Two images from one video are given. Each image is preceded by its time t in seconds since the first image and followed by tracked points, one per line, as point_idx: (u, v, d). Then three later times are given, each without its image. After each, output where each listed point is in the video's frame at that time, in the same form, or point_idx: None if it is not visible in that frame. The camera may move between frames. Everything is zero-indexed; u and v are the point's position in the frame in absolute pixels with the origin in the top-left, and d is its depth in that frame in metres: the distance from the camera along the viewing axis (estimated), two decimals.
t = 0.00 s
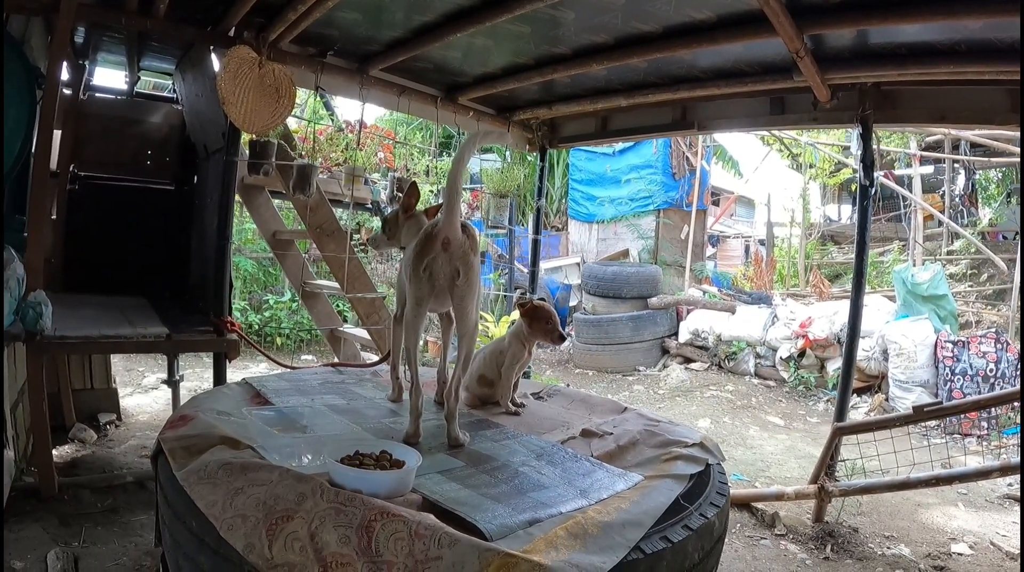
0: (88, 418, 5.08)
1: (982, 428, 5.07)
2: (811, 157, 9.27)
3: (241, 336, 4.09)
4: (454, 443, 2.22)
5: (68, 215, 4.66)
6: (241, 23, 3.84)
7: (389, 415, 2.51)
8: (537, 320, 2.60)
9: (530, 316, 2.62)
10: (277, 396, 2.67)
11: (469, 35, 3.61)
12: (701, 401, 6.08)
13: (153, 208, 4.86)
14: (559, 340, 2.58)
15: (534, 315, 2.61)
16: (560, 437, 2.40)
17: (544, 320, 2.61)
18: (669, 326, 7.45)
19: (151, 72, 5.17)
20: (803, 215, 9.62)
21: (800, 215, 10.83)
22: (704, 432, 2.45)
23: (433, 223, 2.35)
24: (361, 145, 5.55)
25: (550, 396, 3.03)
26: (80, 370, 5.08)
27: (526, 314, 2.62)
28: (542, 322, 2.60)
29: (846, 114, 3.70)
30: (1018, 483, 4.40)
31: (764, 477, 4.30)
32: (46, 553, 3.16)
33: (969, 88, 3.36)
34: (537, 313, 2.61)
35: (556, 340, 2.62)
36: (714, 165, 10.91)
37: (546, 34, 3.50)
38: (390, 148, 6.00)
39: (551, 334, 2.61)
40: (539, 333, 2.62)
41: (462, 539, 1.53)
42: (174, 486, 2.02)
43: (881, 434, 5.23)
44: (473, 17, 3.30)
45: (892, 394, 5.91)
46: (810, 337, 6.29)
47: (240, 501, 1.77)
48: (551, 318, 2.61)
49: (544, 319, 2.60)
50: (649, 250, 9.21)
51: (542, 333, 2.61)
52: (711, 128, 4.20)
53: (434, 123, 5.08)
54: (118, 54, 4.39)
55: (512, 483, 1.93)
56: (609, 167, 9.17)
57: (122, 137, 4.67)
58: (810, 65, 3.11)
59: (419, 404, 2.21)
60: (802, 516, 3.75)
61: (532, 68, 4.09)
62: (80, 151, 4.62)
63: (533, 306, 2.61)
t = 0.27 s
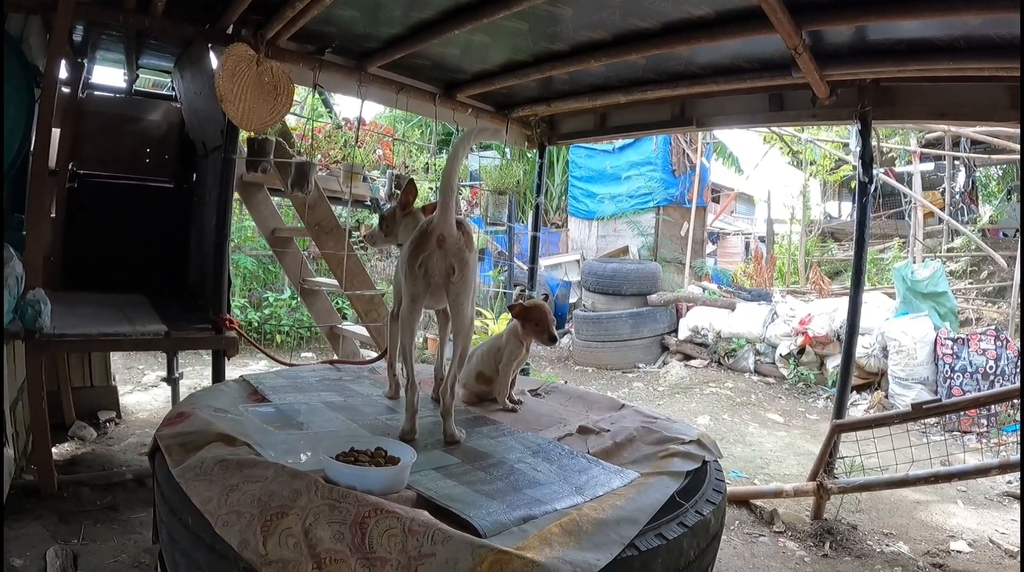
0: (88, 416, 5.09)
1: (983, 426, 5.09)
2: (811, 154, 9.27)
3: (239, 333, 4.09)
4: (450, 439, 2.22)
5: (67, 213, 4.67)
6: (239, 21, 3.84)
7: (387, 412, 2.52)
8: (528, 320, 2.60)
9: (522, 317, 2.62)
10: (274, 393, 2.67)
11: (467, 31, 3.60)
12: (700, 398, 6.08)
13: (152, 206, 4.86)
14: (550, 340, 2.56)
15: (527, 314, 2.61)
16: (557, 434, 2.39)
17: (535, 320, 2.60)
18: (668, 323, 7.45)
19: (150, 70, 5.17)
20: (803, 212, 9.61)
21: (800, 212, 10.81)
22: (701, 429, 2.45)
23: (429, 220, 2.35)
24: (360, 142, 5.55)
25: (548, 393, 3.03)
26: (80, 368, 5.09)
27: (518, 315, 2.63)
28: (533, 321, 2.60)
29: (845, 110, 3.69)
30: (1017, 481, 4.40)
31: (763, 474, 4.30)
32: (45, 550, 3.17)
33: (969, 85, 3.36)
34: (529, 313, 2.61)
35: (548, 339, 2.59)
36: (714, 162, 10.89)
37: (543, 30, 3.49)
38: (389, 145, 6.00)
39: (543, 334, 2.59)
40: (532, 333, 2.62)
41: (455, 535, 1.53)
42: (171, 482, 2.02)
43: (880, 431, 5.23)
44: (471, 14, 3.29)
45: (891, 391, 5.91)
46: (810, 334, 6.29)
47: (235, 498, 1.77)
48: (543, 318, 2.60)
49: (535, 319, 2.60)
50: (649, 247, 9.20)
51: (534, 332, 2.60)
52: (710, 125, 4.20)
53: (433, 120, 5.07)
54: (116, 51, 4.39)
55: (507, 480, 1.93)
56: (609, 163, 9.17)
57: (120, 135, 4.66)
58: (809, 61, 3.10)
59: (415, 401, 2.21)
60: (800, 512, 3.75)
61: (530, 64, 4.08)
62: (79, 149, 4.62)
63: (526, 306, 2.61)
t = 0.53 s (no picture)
0: (89, 415, 5.10)
1: (984, 423, 5.12)
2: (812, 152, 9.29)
3: (239, 332, 4.09)
4: (447, 437, 2.22)
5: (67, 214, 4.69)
6: (237, 20, 3.83)
7: (385, 410, 2.52)
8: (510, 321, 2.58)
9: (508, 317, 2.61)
10: (273, 392, 2.67)
11: (465, 29, 3.59)
12: (701, 396, 6.07)
13: (151, 206, 4.86)
14: (528, 340, 2.50)
15: (512, 312, 2.58)
16: (555, 432, 2.39)
17: (514, 320, 2.56)
18: (669, 321, 7.44)
19: (149, 70, 5.18)
20: (804, 209, 9.59)
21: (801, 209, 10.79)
22: (700, 426, 2.44)
23: (425, 218, 2.35)
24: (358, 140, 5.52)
25: (547, 390, 3.02)
26: (82, 368, 5.09)
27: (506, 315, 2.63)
28: (516, 319, 2.55)
29: (844, 106, 3.68)
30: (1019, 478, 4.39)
31: (764, 471, 4.29)
32: (45, 549, 3.17)
33: (968, 80, 3.35)
34: (512, 313, 2.58)
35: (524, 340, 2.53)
36: (715, 160, 10.87)
37: (541, 28, 3.48)
38: (389, 144, 6.00)
39: (523, 333, 2.54)
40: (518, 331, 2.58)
41: (449, 533, 1.53)
42: (168, 481, 2.02)
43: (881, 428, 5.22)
44: (469, 12, 3.28)
45: (893, 388, 5.90)
46: (811, 331, 6.29)
47: (231, 496, 1.77)
48: (526, 316, 2.54)
49: (514, 319, 2.56)
50: (649, 244, 9.14)
51: (517, 330, 2.56)
52: (709, 122, 4.19)
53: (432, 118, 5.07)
54: (115, 52, 4.39)
55: (503, 477, 1.92)
56: (610, 161, 9.16)
57: (120, 135, 4.66)
58: (807, 56, 3.09)
59: (412, 399, 2.21)
60: (801, 510, 3.74)
61: (529, 62, 4.07)
62: (79, 149, 4.63)
63: (514, 305, 2.57)
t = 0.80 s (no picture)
0: (93, 417, 5.12)
1: (987, 418, 5.08)
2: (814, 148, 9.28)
3: (242, 333, 4.11)
4: (450, 436, 2.23)
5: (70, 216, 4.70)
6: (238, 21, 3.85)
7: (388, 409, 2.53)
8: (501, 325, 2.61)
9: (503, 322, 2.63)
10: (276, 392, 2.68)
11: (466, 29, 3.60)
12: (704, 393, 6.07)
13: (153, 208, 4.88)
14: (510, 345, 2.52)
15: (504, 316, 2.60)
16: (557, 430, 2.40)
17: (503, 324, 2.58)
18: (672, 318, 7.43)
19: (150, 72, 5.19)
20: (806, 205, 9.58)
21: (803, 205, 10.78)
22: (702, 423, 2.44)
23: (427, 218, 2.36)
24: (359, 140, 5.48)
25: (550, 388, 3.03)
26: (86, 370, 5.11)
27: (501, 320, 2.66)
28: (504, 324, 2.58)
29: (845, 103, 3.68)
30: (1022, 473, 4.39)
31: (767, 468, 4.29)
32: (52, 550, 3.20)
33: (969, 76, 3.35)
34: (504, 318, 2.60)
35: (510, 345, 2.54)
36: (717, 157, 10.86)
37: (542, 27, 3.49)
38: (390, 143, 6.01)
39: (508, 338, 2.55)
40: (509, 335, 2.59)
41: (452, 531, 1.54)
42: (173, 481, 2.04)
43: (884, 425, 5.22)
44: (469, 11, 3.29)
45: (896, 384, 5.89)
46: (813, 328, 6.29)
47: (236, 495, 1.79)
48: (512, 321, 2.55)
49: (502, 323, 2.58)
50: (652, 242, 9.19)
51: (505, 334, 2.57)
52: (710, 119, 4.19)
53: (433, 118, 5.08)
54: (117, 54, 4.41)
55: (506, 475, 1.93)
56: (611, 159, 9.10)
57: (122, 137, 4.72)
58: (807, 53, 3.09)
59: (415, 398, 2.22)
60: (804, 506, 3.74)
61: (529, 61, 4.08)
62: (80, 152, 4.66)
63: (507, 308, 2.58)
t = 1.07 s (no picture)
0: (96, 420, 5.13)
1: (990, 413, 5.07)
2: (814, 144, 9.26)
3: (243, 335, 4.12)
4: (449, 435, 2.22)
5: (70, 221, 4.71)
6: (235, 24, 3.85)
7: (387, 410, 2.53)
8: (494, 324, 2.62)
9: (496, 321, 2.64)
10: (276, 393, 2.68)
11: (462, 28, 3.60)
12: (706, 390, 6.06)
13: (153, 210, 4.88)
14: (499, 343, 2.53)
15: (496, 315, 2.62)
16: (556, 428, 2.39)
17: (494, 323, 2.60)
18: (674, 315, 7.42)
19: (149, 76, 5.20)
20: (807, 201, 9.56)
21: (804, 201, 10.76)
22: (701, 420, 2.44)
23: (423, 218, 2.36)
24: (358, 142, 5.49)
25: (550, 387, 3.02)
26: (88, 374, 5.12)
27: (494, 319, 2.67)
28: (496, 322, 2.59)
29: (843, 98, 3.67)
30: None
31: (769, 465, 4.28)
32: (55, 553, 3.20)
33: (967, 69, 3.33)
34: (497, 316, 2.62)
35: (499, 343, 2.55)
36: (717, 153, 10.85)
37: (539, 26, 3.48)
38: (389, 144, 5.98)
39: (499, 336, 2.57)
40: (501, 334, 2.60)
41: (449, 530, 1.54)
42: (172, 483, 2.04)
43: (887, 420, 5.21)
44: (465, 11, 3.29)
45: (898, 379, 5.88)
46: (815, 324, 6.28)
47: (234, 496, 1.79)
48: (502, 319, 2.56)
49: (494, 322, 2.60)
50: (653, 239, 9.15)
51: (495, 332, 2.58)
52: (708, 116, 4.18)
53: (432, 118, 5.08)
54: (115, 58, 4.41)
55: (504, 474, 1.93)
56: (610, 157, 9.12)
57: (122, 141, 4.77)
58: (804, 48, 3.08)
59: (413, 398, 2.21)
60: (807, 503, 3.73)
61: (527, 60, 4.07)
62: (80, 156, 4.69)
63: (500, 307, 2.60)
